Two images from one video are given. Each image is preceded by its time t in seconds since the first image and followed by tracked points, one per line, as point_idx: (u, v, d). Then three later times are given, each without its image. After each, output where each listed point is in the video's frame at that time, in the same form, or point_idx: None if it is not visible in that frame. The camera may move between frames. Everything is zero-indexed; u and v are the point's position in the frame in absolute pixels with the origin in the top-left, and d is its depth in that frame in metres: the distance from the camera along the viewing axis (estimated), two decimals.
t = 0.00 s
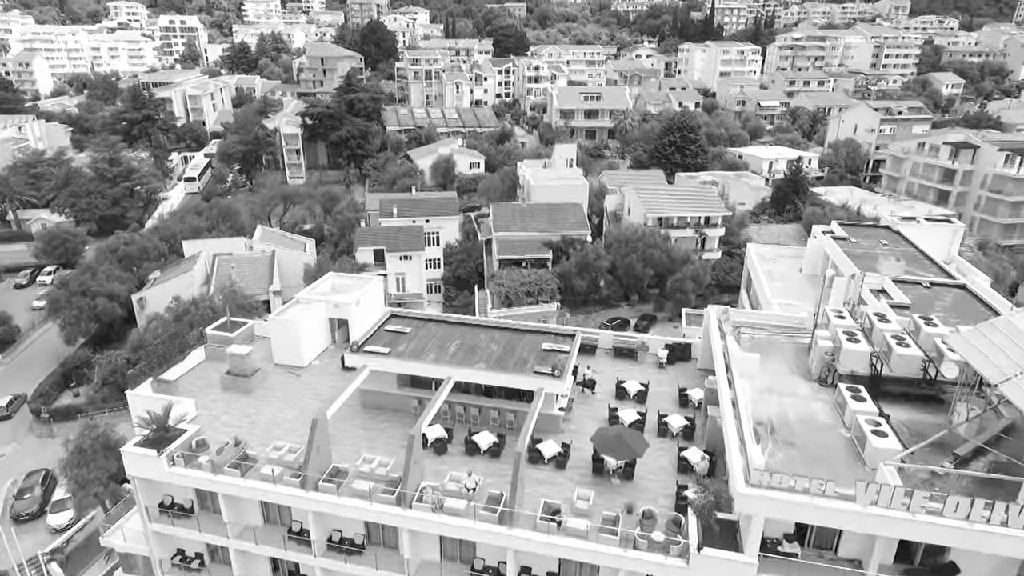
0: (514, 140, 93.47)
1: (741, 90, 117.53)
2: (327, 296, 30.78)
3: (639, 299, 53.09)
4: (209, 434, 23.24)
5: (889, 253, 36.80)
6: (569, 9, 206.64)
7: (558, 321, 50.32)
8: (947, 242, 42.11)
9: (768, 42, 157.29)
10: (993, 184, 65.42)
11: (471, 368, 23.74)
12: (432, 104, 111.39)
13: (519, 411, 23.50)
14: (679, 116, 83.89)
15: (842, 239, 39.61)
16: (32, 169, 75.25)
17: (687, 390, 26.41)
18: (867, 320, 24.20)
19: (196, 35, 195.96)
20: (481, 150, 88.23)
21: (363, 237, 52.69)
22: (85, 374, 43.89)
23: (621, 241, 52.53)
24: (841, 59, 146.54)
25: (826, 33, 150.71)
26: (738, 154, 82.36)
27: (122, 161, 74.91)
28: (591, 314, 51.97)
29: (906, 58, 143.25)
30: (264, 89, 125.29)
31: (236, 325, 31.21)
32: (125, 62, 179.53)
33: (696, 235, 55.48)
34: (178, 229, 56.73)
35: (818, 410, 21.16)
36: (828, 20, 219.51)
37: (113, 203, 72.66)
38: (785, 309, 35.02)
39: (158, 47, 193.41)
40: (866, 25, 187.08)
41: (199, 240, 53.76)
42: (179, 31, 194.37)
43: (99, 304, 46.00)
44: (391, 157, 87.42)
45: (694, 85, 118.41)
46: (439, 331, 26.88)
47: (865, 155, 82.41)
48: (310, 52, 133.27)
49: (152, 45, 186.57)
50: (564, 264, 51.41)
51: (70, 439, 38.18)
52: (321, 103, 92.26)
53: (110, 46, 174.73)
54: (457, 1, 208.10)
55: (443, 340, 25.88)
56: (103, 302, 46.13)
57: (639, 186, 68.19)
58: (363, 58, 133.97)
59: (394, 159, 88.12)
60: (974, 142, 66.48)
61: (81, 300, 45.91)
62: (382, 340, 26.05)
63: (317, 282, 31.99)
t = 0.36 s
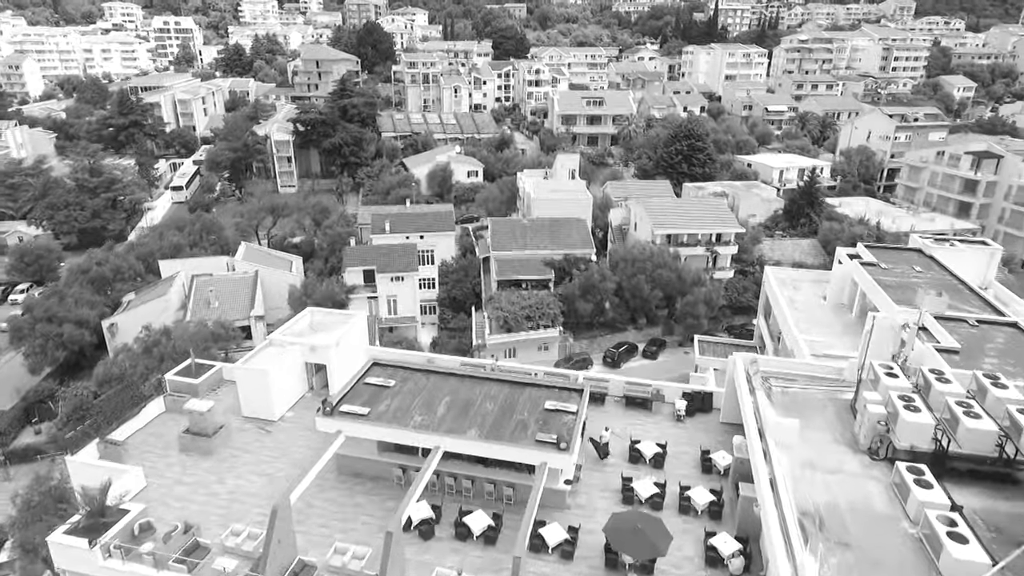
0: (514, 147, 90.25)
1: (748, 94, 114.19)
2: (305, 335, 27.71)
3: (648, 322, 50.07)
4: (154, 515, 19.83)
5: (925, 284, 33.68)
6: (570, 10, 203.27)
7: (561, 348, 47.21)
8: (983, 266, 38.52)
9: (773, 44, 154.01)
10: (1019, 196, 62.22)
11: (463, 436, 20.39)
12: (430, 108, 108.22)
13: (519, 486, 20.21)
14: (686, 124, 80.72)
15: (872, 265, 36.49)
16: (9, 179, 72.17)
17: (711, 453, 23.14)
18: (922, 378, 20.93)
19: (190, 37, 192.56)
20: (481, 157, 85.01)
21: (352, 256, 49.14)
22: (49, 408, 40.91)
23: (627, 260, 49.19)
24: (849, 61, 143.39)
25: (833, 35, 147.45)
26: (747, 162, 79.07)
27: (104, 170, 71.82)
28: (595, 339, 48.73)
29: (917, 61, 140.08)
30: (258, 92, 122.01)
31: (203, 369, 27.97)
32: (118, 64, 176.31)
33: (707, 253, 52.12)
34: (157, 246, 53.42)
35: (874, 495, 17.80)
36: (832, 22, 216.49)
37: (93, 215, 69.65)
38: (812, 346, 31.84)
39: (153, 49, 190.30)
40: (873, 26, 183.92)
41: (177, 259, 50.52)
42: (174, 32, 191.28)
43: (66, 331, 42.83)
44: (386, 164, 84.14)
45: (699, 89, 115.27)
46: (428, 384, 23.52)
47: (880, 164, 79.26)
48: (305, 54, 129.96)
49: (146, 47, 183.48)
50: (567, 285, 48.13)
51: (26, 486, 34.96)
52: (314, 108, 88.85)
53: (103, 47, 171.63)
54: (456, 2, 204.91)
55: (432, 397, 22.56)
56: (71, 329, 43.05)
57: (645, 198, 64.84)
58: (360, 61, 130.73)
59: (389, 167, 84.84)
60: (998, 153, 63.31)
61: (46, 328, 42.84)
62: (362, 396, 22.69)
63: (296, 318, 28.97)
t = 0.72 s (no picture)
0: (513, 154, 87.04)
1: (755, 97, 110.82)
2: (276, 383, 24.67)
3: (656, 346, 46.92)
4: None
5: (966, 318, 30.52)
6: (571, 10, 199.73)
7: (563, 376, 44.10)
8: None
9: (778, 46, 150.85)
10: None
11: (450, 524, 17.12)
12: (427, 113, 105.07)
13: None
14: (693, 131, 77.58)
15: (905, 294, 33.33)
16: None
17: (742, 531, 19.86)
18: (995, 452, 17.68)
19: (185, 38, 189.34)
20: (479, 164, 81.80)
21: (339, 276, 45.95)
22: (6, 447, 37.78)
23: (635, 280, 45.87)
24: (856, 64, 140.16)
25: (840, 36, 144.18)
26: (757, 170, 75.73)
27: (84, 180, 68.58)
28: (601, 365, 45.40)
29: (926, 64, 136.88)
30: (251, 95, 118.72)
31: (159, 422, 24.75)
32: (110, 65, 172.96)
33: (719, 271, 48.88)
34: (133, 263, 50.23)
35: None
36: (837, 24, 213.46)
37: (71, 227, 66.46)
38: (845, 389, 28.63)
39: (146, 50, 187.01)
40: (880, 28, 180.57)
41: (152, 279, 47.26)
42: (168, 33, 188.31)
43: (27, 361, 39.60)
44: (379, 172, 80.88)
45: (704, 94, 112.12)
46: (414, 450, 20.31)
47: (894, 172, 76.06)
48: (299, 56, 126.72)
49: (139, 49, 180.36)
50: (571, 308, 44.89)
51: None
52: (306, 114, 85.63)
53: (95, 48, 168.46)
54: (455, 3, 201.72)
55: (416, 469, 19.31)
56: (32, 359, 39.83)
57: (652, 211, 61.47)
58: (355, 63, 127.52)
59: (384, 174, 81.49)
60: None
61: (5, 357, 39.60)
62: (335, 466, 19.44)
63: (267, 363, 25.90)
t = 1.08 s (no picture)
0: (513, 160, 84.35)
1: (761, 100, 108.14)
2: (248, 432, 21.98)
3: (665, 369, 44.19)
4: None
5: (1009, 350, 27.87)
6: (572, 11, 197.20)
7: (566, 402, 41.58)
8: None
9: (783, 48, 148.08)
10: None
11: None
12: (425, 117, 102.39)
13: None
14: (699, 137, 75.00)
15: (939, 321, 30.58)
16: None
17: None
18: None
19: (181, 39, 186.93)
20: (478, 171, 79.14)
21: (328, 295, 43.24)
22: None
23: (642, 299, 43.50)
24: (863, 65, 137.40)
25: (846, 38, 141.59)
26: (765, 177, 72.96)
27: (67, 188, 65.99)
28: (606, 389, 42.65)
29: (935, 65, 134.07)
30: (245, 98, 116.07)
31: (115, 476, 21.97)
32: (104, 67, 170.54)
33: (730, 288, 46.25)
34: (109, 279, 47.44)
35: None
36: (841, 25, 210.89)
37: (52, 237, 63.62)
38: (879, 432, 25.92)
39: (141, 51, 184.56)
40: (886, 29, 177.79)
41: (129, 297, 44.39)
42: (164, 34, 185.94)
43: None
44: (375, 178, 78.17)
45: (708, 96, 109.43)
46: (396, 520, 17.60)
47: (908, 179, 73.33)
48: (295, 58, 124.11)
49: (134, 50, 177.95)
50: (574, 329, 42.22)
51: None
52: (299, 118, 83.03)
53: (88, 49, 165.95)
54: (455, 3, 199.14)
55: (398, 549, 16.64)
56: None
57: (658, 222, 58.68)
58: (352, 65, 124.92)
59: (379, 181, 78.72)
60: None
61: None
62: (304, 543, 16.76)
63: (238, 406, 23.20)
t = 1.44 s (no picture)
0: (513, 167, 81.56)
1: (768, 104, 105.40)
2: (205, 498, 19.25)
3: (675, 396, 41.33)
4: None
5: None
6: (573, 11, 194.41)
7: (569, 432, 38.70)
8: None
9: (789, 49, 145.31)
10: None
11: None
12: (422, 121, 99.62)
13: None
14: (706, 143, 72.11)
15: (982, 355, 27.68)
16: None
17: None
18: None
19: (176, 40, 184.18)
20: (477, 177, 76.34)
21: (314, 317, 40.31)
22: None
23: (650, 320, 40.87)
24: (871, 67, 134.51)
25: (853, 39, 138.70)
26: (775, 185, 70.13)
27: (46, 196, 63.22)
28: (612, 418, 39.76)
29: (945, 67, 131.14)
30: (239, 100, 113.31)
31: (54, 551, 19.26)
32: (98, 68, 167.98)
33: (743, 308, 43.38)
34: (84, 297, 44.56)
35: None
36: (846, 26, 208.03)
37: (30, 248, 60.59)
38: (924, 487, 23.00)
39: (136, 52, 182.14)
40: (892, 31, 174.89)
41: (101, 318, 41.56)
42: (159, 35, 183.25)
43: None
44: (369, 184, 75.31)
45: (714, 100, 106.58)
46: None
47: (924, 187, 70.50)
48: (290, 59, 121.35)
49: (129, 51, 175.37)
50: (577, 354, 39.37)
51: None
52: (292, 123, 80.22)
53: (82, 50, 163.42)
54: (455, 3, 196.25)
55: None
56: None
57: (665, 234, 55.76)
58: (349, 67, 122.19)
59: (374, 188, 75.80)
60: None
61: None
62: None
63: (196, 466, 20.50)
